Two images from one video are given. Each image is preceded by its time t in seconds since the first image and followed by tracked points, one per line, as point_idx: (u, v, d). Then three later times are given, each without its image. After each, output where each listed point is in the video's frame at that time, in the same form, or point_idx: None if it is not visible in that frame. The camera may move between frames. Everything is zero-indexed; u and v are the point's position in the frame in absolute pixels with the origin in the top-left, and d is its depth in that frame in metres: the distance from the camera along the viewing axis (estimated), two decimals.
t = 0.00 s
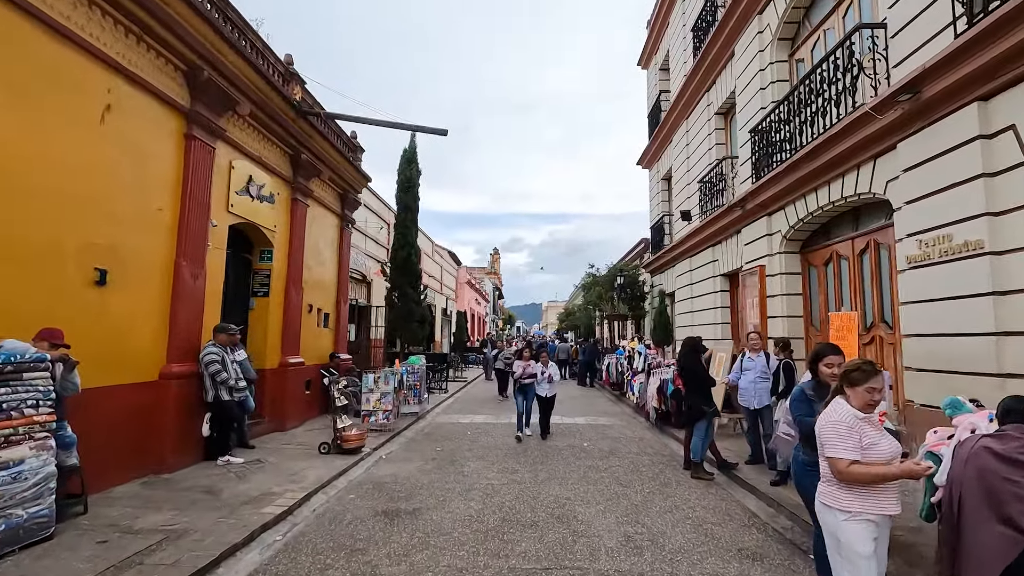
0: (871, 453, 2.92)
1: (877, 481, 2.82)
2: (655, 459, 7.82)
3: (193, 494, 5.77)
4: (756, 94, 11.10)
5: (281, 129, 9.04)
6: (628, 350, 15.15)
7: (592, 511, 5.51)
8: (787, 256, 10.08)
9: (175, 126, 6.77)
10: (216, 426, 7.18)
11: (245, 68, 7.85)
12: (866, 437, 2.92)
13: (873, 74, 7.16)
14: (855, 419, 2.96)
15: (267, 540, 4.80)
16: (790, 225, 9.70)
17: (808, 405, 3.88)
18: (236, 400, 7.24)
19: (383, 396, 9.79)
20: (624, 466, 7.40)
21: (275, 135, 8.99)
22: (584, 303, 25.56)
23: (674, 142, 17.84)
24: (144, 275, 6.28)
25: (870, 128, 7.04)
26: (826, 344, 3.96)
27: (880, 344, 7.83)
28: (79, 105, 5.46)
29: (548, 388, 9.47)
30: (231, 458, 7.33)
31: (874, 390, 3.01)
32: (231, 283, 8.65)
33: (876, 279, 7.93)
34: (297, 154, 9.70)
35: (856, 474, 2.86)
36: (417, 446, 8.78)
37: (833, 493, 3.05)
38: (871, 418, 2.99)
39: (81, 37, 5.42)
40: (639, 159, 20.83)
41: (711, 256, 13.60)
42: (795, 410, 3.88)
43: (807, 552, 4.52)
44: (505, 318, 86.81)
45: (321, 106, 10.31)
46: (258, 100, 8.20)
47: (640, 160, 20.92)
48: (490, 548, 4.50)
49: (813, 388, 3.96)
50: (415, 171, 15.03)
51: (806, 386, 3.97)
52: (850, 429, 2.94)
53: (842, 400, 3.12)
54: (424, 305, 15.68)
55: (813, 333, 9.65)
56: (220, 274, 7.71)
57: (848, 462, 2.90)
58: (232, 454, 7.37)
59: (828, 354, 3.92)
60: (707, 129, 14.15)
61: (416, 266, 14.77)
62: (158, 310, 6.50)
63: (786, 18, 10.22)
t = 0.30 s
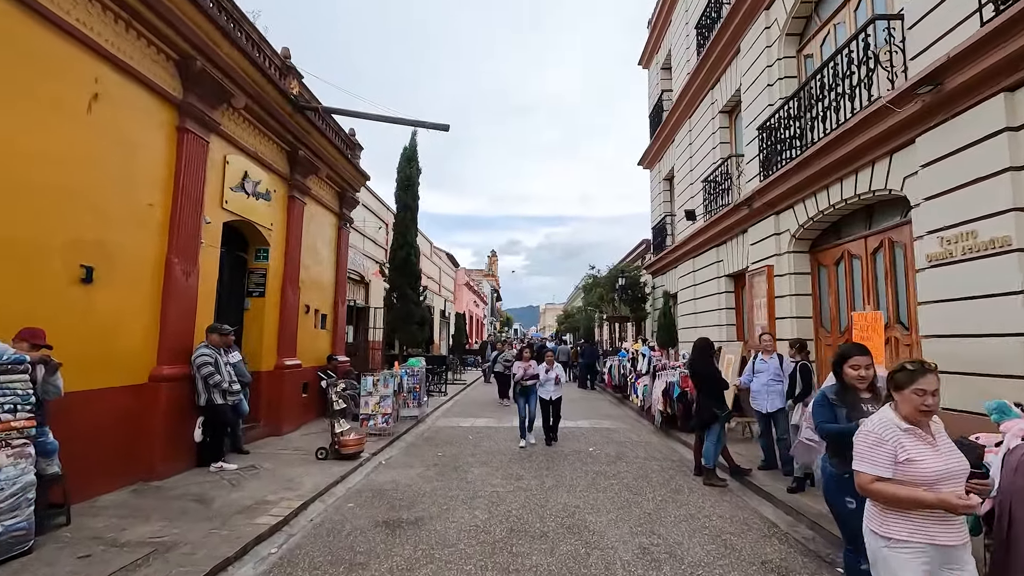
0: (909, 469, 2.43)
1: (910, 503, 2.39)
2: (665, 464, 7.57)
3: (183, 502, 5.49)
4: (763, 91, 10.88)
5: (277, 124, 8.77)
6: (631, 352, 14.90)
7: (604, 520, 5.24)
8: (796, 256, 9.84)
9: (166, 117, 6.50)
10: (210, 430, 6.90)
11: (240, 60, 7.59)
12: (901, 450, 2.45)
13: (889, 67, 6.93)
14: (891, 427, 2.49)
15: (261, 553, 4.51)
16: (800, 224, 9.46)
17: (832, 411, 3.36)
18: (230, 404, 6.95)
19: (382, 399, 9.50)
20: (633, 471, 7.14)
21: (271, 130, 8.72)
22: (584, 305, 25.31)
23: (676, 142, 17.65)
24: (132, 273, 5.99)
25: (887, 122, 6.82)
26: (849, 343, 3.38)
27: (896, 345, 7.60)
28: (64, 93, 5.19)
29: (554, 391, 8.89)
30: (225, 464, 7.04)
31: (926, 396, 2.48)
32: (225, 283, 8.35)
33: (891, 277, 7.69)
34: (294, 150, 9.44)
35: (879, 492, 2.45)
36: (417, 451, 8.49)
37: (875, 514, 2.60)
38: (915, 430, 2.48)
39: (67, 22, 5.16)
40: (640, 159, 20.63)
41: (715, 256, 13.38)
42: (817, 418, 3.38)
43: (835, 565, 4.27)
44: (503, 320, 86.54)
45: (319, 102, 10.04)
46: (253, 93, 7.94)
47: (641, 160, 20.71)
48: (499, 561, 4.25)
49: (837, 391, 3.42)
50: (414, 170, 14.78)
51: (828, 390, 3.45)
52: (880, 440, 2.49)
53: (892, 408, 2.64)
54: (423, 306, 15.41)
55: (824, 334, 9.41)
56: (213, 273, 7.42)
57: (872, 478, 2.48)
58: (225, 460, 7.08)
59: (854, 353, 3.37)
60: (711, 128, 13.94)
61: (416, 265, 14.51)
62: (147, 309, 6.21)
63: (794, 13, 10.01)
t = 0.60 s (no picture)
0: (1005, 517, 2.11)
1: (1003, 559, 2.05)
2: (675, 473, 7.31)
3: (173, 517, 5.20)
4: (772, 90, 10.65)
5: (274, 121, 8.51)
6: (634, 356, 14.67)
7: (617, 536, 4.98)
8: (806, 258, 9.59)
9: (158, 113, 6.24)
10: (202, 439, 6.62)
11: (237, 54, 7.33)
12: (997, 495, 2.12)
13: (908, 64, 6.70)
14: (987, 467, 2.16)
15: (254, 573, 4.23)
16: (811, 226, 9.23)
17: (874, 428, 3.09)
18: (224, 411, 6.70)
19: (382, 404, 9.23)
20: (643, 481, 6.88)
21: (268, 128, 8.46)
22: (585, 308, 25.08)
23: (679, 143, 17.45)
24: (122, 275, 5.71)
25: (907, 120, 6.59)
26: (900, 354, 3.06)
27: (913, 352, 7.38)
28: (50, 85, 4.92)
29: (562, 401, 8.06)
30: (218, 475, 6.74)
31: None
32: (219, 285, 8.07)
33: (907, 280, 7.47)
34: (292, 149, 9.19)
35: (963, 541, 2.14)
36: (418, 459, 8.23)
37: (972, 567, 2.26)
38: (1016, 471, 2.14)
39: (53, 11, 4.89)
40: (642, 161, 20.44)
41: (721, 258, 13.15)
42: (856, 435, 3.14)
43: None
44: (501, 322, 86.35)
45: (317, 99, 9.78)
46: (249, 89, 7.67)
47: (644, 162, 20.51)
48: None
49: (882, 408, 3.14)
50: (413, 169, 14.52)
51: (874, 406, 3.16)
52: (970, 480, 2.18)
53: (995, 443, 2.29)
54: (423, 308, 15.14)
55: (836, 339, 9.18)
56: (207, 274, 7.15)
57: (957, 524, 2.17)
58: (218, 470, 6.79)
59: (902, 365, 3.02)
60: (716, 128, 13.73)
61: (417, 267, 14.26)
62: (137, 313, 5.94)
63: (804, 10, 9.79)
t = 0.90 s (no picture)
0: None
1: None
2: (685, 478, 7.07)
3: (161, 524, 4.94)
4: (780, 86, 10.43)
5: (270, 114, 8.25)
6: (637, 356, 14.44)
7: (630, 546, 4.72)
8: (816, 257, 9.36)
9: (148, 103, 5.97)
10: (194, 443, 6.35)
11: (231, 43, 7.07)
12: None
13: (927, 55, 6.47)
14: None
15: None
16: (821, 224, 9.00)
17: (940, 442, 2.66)
18: (216, 413, 6.44)
19: (381, 407, 8.98)
20: (652, 486, 6.64)
21: (263, 121, 8.20)
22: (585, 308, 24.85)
23: (682, 141, 17.23)
24: (108, 271, 5.44)
25: (926, 113, 6.36)
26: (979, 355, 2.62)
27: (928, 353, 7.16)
28: (31, 70, 4.65)
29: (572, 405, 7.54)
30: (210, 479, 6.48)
31: None
32: (212, 283, 7.81)
33: (922, 278, 7.26)
34: (288, 143, 8.93)
35: None
36: (418, 462, 7.96)
37: None
38: None
39: None
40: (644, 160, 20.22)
41: (726, 258, 12.91)
42: (920, 450, 2.72)
43: None
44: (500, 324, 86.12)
45: (314, 92, 9.52)
46: (243, 79, 7.41)
47: (646, 161, 20.29)
48: None
49: (952, 418, 2.69)
50: (412, 166, 14.28)
51: (941, 416, 2.71)
52: None
53: None
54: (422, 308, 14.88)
55: (846, 340, 8.95)
56: (199, 272, 6.88)
57: None
58: (210, 475, 6.52)
59: (979, 367, 2.60)
60: (721, 125, 13.50)
61: (416, 266, 14.00)
62: (124, 311, 5.67)
63: (813, 3, 9.57)
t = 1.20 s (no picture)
0: None
1: None
2: (695, 487, 6.79)
3: (143, 540, 4.64)
4: (787, 82, 10.18)
5: (262, 108, 7.95)
6: (638, 359, 14.16)
7: (642, 563, 4.44)
8: (825, 257, 9.10)
9: (133, 94, 5.67)
10: (181, 452, 6.03)
11: (222, 33, 6.77)
12: None
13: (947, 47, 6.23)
14: None
15: None
16: (831, 223, 8.74)
17: None
18: (205, 420, 6.12)
19: (377, 412, 8.66)
20: (662, 497, 6.36)
21: (256, 115, 7.90)
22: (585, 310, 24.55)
23: (684, 140, 16.97)
24: (88, 271, 5.14)
25: (947, 108, 6.10)
26: None
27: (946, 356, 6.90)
28: (4, 55, 4.35)
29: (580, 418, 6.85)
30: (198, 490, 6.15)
31: None
32: (202, 284, 7.49)
33: (939, 279, 7.01)
34: (282, 139, 8.63)
35: None
36: (416, 470, 7.67)
37: None
38: None
39: None
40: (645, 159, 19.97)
41: (731, 258, 12.64)
42: (1008, 485, 2.57)
43: None
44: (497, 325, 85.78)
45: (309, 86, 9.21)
46: (234, 71, 7.11)
47: (646, 161, 20.04)
48: None
49: None
50: (410, 164, 13.98)
51: None
52: None
53: None
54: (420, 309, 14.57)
55: (858, 343, 8.69)
56: (187, 271, 6.57)
57: None
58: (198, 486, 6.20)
59: None
60: (725, 123, 13.26)
61: (414, 266, 13.71)
62: (106, 314, 5.36)
63: None
